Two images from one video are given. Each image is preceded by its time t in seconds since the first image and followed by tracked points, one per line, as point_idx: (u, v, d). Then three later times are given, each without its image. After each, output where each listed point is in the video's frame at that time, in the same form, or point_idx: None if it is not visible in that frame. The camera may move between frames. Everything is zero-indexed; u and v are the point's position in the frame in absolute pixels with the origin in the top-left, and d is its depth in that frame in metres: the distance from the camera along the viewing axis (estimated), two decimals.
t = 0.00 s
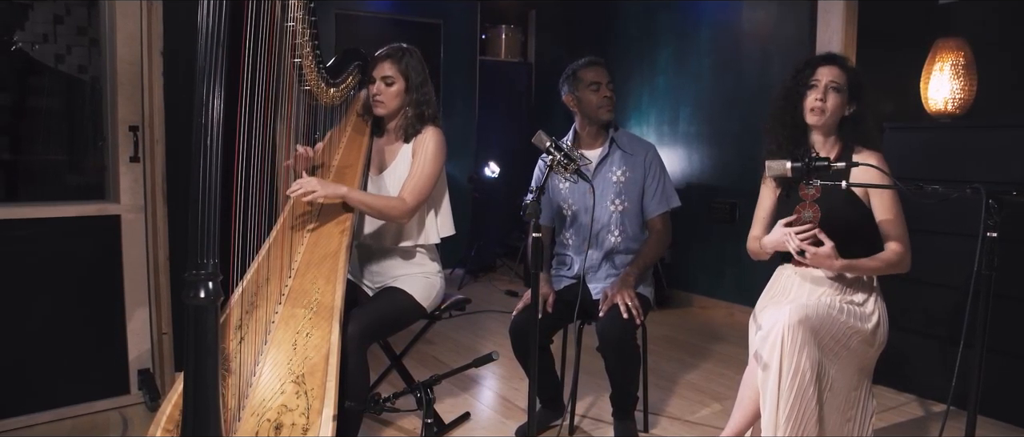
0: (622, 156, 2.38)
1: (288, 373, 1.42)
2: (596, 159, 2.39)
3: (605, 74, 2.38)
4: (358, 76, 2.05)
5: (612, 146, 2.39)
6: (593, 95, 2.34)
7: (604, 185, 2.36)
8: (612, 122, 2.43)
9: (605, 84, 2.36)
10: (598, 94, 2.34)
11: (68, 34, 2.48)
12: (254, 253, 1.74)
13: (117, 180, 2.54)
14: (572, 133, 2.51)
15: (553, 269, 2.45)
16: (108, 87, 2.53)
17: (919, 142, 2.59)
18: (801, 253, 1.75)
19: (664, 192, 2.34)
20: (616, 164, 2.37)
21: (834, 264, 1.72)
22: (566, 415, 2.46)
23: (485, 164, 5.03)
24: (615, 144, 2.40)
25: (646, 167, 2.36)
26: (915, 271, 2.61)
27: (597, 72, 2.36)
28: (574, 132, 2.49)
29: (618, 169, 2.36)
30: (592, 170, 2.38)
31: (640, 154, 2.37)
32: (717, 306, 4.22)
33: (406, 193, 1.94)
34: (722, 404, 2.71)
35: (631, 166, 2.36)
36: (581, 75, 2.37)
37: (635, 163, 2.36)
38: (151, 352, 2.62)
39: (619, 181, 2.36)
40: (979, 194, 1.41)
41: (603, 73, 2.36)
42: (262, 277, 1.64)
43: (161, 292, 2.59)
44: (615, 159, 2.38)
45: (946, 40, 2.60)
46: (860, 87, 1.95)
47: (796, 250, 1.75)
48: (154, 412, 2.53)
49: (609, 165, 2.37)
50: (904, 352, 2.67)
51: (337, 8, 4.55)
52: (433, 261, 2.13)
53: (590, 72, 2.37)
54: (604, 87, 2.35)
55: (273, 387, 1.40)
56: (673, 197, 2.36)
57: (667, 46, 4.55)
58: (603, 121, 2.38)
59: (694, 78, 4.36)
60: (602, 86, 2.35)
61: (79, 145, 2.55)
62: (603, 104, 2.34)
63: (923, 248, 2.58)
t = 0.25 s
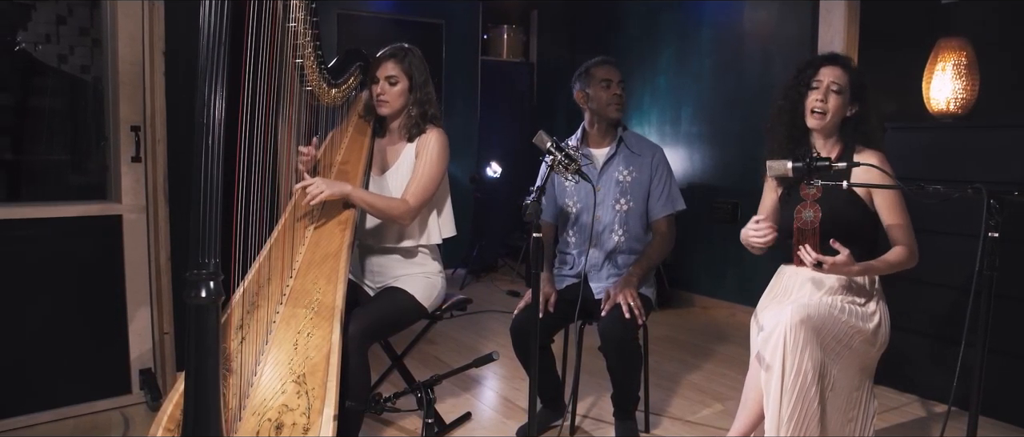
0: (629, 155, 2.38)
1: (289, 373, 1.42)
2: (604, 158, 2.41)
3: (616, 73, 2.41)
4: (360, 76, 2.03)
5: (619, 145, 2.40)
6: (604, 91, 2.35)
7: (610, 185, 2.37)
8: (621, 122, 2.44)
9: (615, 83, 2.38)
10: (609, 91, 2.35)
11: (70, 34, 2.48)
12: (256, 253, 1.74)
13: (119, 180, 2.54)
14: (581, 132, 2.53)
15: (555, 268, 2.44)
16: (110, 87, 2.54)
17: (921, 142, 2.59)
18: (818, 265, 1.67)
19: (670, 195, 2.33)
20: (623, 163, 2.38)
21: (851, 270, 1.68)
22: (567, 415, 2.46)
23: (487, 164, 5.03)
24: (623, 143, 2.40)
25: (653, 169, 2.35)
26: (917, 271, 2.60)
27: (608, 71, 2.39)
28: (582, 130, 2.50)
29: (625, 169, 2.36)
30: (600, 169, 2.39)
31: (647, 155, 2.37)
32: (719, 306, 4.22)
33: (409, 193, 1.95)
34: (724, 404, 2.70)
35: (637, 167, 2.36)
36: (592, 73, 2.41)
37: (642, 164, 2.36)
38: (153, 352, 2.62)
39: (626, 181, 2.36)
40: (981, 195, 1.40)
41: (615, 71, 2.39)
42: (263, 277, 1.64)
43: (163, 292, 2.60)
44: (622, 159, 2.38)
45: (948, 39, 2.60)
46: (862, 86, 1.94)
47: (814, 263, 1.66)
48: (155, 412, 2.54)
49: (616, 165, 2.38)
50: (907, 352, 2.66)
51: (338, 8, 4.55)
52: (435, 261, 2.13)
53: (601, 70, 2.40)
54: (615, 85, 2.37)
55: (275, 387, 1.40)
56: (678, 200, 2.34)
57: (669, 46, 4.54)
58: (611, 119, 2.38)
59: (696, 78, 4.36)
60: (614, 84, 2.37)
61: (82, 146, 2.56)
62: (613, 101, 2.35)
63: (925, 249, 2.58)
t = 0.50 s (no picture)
0: (633, 155, 2.38)
1: (290, 372, 1.43)
2: (608, 157, 2.41)
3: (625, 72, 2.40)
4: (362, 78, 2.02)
5: (625, 144, 2.40)
6: (611, 89, 2.35)
7: (614, 184, 2.37)
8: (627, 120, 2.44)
9: (624, 81, 2.37)
10: (616, 89, 2.35)
11: (73, 35, 2.49)
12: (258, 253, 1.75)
13: (121, 180, 2.54)
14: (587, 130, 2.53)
15: (557, 268, 2.44)
16: (112, 88, 2.54)
17: (923, 142, 2.58)
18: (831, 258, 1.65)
19: (673, 197, 2.32)
20: (627, 162, 2.38)
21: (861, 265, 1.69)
22: (568, 415, 2.46)
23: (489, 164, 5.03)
24: (628, 143, 2.40)
25: (657, 170, 2.35)
26: (918, 271, 2.60)
27: (616, 69, 2.38)
28: (588, 129, 2.50)
29: (629, 169, 2.36)
30: (604, 167, 2.39)
31: (652, 155, 2.37)
32: (721, 306, 4.21)
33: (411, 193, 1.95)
34: (725, 404, 2.70)
35: (642, 167, 2.36)
36: (600, 71, 2.40)
37: (646, 164, 2.36)
38: (154, 352, 2.63)
39: (630, 180, 2.36)
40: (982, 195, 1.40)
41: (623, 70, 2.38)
42: (265, 277, 1.64)
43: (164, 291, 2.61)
44: (626, 158, 2.38)
45: (950, 39, 2.59)
46: (863, 86, 1.95)
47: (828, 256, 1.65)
48: (157, 412, 2.54)
49: (620, 164, 2.38)
50: (908, 352, 2.66)
51: (340, 9, 4.55)
52: (437, 261, 2.13)
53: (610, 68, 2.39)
54: (623, 83, 2.36)
55: (275, 387, 1.40)
56: (682, 201, 2.33)
57: (671, 46, 4.54)
58: (618, 116, 2.38)
59: (698, 78, 4.35)
60: (622, 82, 2.36)
61: (85, 146, 2.56)
62: (620, 99, 2.35)
63: (927, 249, 2.57)
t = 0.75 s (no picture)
0: (636, 155, 2.38)
1: (291, 372, 1.42)
2: (611, 156, 2.41)
3: (630, 73, 2.38)
4: (364, 80, 2.01)
5: (628, 144, 2.40)
6: (613, 92, 2.35)
7: (617, 184, 2.36)
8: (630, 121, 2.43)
9: (628, 83, 2.36)
10: (619, 92, 2.35)
11: (75, 35, 2.49)
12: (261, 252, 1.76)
13: (122, 180, 2.54)
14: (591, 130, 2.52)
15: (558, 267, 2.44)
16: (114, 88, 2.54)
17: (926, 142, 2.58)
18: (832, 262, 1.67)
19: (675, 197, 2.32)
20: (630, 162, 2.38)
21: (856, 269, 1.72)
22: (569, 415, 2.46)
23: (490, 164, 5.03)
24: (631, 143, 2.40)
25: (660, 170, 2.34)
26: (920, 271, 2.59)
27: (621, 70, 2.37)
28: (591, 129, 2.51)
29: (632, 168, 2.36)
30: (606, 167, 2.39)
31: (655, 156, 2.36)
32: (723, 306, 4.21)
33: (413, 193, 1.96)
34: (727, 404, 2.70)
35: (644, 167, 2.36)
36: (605, 71, 2.39)
37: (649, 165, 2.35)
38: (156, 352, 2.63)
39: (632, 180, 2.36)
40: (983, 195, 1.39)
41: (628, 71, 2.37)
42: (267, 277, 1.65)
43: (166, 291, 2.61)
44: (629, 158, 2.38)
45: (953, 39, 2.59)
46: (864, 86, 1.94)
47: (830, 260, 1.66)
48: (158, 411, 2.54)
49: (623, 164, 2.38)
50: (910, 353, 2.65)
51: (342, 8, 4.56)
52: (438, 261, 2.13)
53: (615, 69, 2.38)
54: (627, 86, 2.36)
55: (277, 386, 1.40)
56: (684, 202, 2.32)
57: (673, 47, 4.54)
58: (620, 119, 2.38)
59: (700, 78, 4.35)
60: (625, 84, 2.35)
61: (88, 146, 2.56)
62: (624, 102, 2.35)
63: (929, 249, 2.56)
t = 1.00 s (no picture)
0: (638, 156, 2.38)
1: (292, 371, 1.42)
2: (613, 157, 2.41)
3: (633, 76, 2.36)
4: (367, 82, 2.00)
5: (630, 146, 2.40)
6: (614, 97, 2.35)
7: (619, 185, 2.36)
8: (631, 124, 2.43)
9: (629, 88, 2.35)
10: (620, 98, 2.35)
11: (77, 35, 2.49)
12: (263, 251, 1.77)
13: (124, 180, 2.55)
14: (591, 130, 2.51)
15: (558, 266, 2.43)
16: (116, 88, 2.54)
17: (928, 142, 2.57)
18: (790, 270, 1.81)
19: (677, 197, 2.33)
20: (632, 163, 2.38)
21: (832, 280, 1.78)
22: (570, 416, 2.46)
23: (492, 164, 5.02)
24: (633, 144, 2.39)
25: (662, 171, 2.35)
26: (922, 271, 2.59)
27: (624, 73, 2.35)
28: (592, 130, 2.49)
29: (634, 169, 2.36)
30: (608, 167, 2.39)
31: (657, 157, 2.37)
32: (724, 306, 4.20)
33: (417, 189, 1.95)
34: (728, 405, 2.70)
35: (646, 167, 2.36)
36: (607, 73, 2.36)
37: (651, 165, 2.36)
38: (157, 352, 2.64)
39: (634, 181, 2.36)
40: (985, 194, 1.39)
41: (630, 75, 2.34)
42: (268, 277, 1.65)
43: (168, 290, 2.62)
44: (631, 159, 2.38)
45: (955, 39, 2.58)
46: (866, 86, 1.94)
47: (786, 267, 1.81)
48: (160, 411, 2.55)
49: (625, 164, 2.37)
50: (912, 353, 2.65)
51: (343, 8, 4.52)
52: (439, 261, 2.12)
53: (618, 72, 2.35)
54: (628, 91, 2.34)
55: (278, 386, 1.40)
56: (685, 202, 2.33)
57: (675, 47, 4.54)
58: (622, 126, 2.39)
59: (702, 78, 4.35)
60: (626, 89, 2.34)
61: (91, 147, 2.57)
62: (624, 108, 2.35)
63: (931, 249, 2.56)
